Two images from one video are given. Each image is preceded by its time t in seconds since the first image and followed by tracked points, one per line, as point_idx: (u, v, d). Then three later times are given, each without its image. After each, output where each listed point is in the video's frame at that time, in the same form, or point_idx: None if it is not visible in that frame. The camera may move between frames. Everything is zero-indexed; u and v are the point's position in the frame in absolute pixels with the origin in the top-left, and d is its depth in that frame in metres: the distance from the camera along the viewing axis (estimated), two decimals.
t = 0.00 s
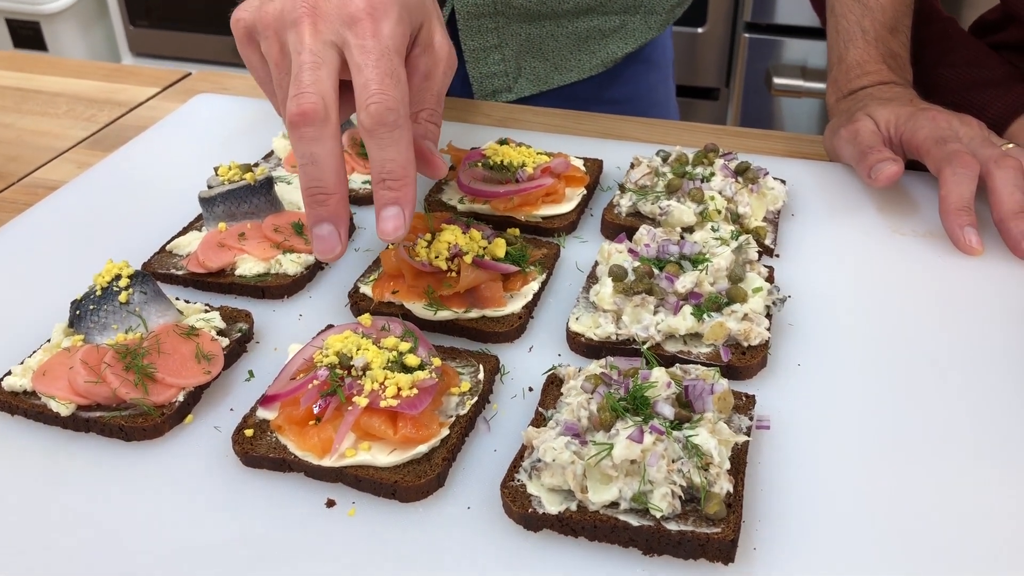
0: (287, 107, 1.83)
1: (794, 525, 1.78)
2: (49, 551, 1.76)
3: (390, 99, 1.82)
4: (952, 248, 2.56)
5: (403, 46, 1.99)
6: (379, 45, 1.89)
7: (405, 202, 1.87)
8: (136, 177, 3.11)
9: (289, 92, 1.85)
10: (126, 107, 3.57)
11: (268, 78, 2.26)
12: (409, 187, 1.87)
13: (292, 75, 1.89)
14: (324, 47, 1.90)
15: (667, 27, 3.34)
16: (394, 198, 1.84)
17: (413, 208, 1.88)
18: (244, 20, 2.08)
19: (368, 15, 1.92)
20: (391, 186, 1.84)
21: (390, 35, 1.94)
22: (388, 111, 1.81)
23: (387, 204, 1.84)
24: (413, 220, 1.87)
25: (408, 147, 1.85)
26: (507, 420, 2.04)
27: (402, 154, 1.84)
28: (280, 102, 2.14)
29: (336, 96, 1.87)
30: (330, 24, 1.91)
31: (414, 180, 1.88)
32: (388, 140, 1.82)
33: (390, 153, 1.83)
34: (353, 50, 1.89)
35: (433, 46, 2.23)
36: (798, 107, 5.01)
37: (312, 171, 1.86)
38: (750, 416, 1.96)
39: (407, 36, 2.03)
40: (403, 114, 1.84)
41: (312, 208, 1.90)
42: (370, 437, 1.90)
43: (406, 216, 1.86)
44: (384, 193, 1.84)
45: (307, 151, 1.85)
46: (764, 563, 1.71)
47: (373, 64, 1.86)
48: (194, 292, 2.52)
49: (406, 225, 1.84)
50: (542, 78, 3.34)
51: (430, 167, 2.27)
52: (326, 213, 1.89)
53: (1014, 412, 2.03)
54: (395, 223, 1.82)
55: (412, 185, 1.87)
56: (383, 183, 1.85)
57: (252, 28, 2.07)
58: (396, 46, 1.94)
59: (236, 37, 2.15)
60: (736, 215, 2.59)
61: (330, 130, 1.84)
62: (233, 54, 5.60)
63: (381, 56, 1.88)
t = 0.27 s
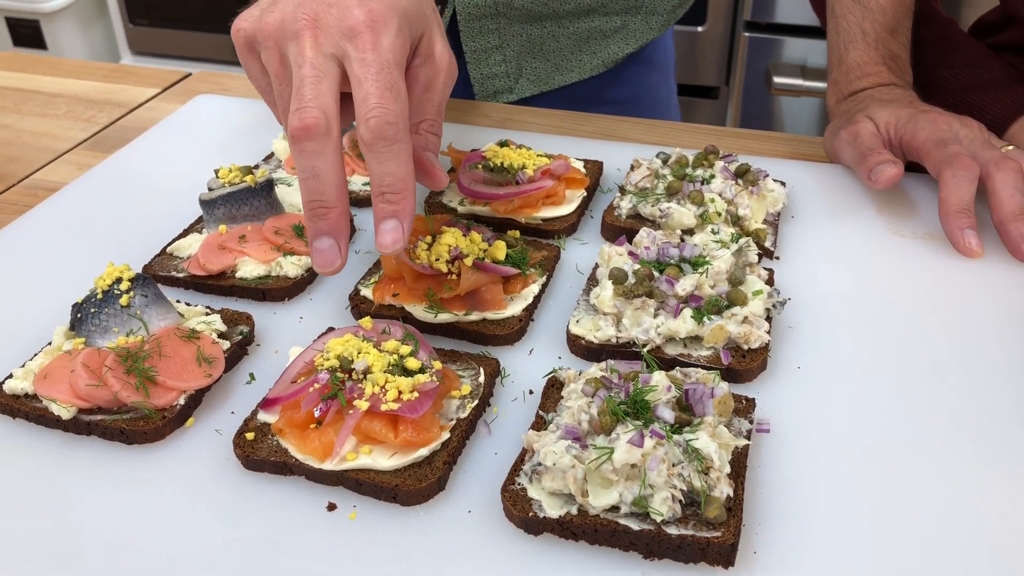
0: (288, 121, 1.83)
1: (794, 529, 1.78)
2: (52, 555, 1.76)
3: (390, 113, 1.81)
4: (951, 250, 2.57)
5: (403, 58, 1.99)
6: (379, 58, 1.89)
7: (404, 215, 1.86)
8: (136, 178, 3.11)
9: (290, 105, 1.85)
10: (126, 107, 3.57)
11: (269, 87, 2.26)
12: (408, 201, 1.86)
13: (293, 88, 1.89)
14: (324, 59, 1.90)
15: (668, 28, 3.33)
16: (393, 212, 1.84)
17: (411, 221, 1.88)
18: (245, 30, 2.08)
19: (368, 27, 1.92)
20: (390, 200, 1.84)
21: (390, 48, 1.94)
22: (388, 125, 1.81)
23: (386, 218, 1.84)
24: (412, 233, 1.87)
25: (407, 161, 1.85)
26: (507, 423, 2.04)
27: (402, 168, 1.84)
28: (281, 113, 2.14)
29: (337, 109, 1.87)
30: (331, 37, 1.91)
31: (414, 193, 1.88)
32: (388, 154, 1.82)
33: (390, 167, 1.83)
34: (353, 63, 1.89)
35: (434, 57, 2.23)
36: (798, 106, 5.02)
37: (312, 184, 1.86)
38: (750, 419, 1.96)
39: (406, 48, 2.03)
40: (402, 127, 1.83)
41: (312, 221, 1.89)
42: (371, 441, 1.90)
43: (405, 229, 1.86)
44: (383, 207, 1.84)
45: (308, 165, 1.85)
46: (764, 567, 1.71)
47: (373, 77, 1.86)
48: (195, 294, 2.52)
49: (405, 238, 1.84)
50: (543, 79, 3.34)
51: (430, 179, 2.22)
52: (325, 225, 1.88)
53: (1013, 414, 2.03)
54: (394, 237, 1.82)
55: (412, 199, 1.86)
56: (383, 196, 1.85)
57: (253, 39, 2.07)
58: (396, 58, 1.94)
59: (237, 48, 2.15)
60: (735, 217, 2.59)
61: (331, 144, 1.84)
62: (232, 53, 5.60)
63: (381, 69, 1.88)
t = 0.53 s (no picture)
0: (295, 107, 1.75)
1: (793, 526, 1.77)
2: (48, 553, 1.75)
3: (400, 93, 1.74)
4: (951, 248, 2.56)
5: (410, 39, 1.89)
6: (386, 38, 1.80)
7: (421, 194, 1.80)
8: (134, 175, 3.10)
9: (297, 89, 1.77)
10: (124, 105, 3.56)
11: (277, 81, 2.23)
12: (424, 180, 1.79)
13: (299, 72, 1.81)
14: (329, 43, 1.81)
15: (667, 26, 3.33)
16: (410, 192, 1.77)
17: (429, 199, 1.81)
18: (251, 23, 2.06)
19: (373, 7, 1.83)
20: (405, 180, 1.77)
21: (396, 28, 1.84)
22: (399, 105, 1.73)
23: (402, 198, 1.77)
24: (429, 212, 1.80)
25: (421, 140, 1.78)
26: (506, 420, 2.03)
27: (415, 147, 1.77)
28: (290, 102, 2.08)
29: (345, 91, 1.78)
30: (336, 20, 1.82)
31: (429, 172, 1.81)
32: (400, 134, 1.75)
33: (403, 147, 1.76)
34: (359, 44, 1.81)
35: (440, 43, 2.15)
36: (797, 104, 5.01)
37: (328, 170, 1.79)
38: (750, 417, 1.95)
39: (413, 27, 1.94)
40: (413, 107, 1.76)
41: (333, 204, 1.84)
42: (369, 438, 1.89)
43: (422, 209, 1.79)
44: (399, 187, 1.77)
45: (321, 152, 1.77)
46: (764, 565, 1.70)
47: (381, 58, 1.78)
48: (192, 291, 2.51)
49: (423, 218, 1.77)
50: (542, 77, 3.32)
51: (448, 162, 2.09)
52: (347, 209, 1.83)
53: (1013, 412, 2.03)
54: (413, 217, 1.75)
55: (427, 177, 1.79)
56: (398, 177, 1.78)
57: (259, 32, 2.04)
58: (404, 38, 1.84)
59: (245, 42, 2.13)
60: (735, 214, 2.58)
61: (342, 128, 1.76)
62: (231, 50, 5.58)
63: (389, 49, 1.79)
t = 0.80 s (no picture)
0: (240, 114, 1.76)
1: (789, 530, 1.77)
2: (41, 557, 1.74)
3: (343, 103, 1.72)
4: (948, 250, 2.56)
5: (365, 45, 1.86)
6: (337, 45, 1.77)
7: (360, 205, 1.78)
8: (130, 177, 3.09)
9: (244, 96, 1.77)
10: (120, 106, 3.55)
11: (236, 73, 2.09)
12: (364, 190, 1.77)
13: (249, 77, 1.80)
14: (280, 49, 1.79)
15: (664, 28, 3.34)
16: (349, 202, 1.76)
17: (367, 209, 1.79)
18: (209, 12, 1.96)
19: (326, 12, 1.80)
20: (345, 190, 1.76)
21: (349, 34, 1.81)
22: (341, 117, 1.72)
23: (338, 208, 1.76)
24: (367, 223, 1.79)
25: (361, 152, 1.76)
26: (502, 423, 2.03)
27: (355, 159, 1.75)
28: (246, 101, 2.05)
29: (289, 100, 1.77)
30: (288, 22, 1.80)
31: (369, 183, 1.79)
32: (341, 145, 1.74)
33: (343, 158, 1.74)
34: (310, 49, 1.77)
35: (403, 41, 2.02)
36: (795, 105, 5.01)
37: (281, 171, 1.86)
38: (746, 420, 1.95)
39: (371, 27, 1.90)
40: (356, 118, 1.74)
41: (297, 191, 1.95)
42: (364, 442, 1.89)
43: (359, 219, 1.77)
44: (337, 197, 1.75)
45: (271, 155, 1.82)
46: (760, 569, 1.70)
47: (328, 66, 1.75)
48: (188, 294, 2.51)
49: (358, 230, 1.75)
50: (538, 80, 3.33)
51: (406, 168, 1.96)
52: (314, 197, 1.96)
53: (1010, 415, 2.02)
54: (347, 228, 1.73)
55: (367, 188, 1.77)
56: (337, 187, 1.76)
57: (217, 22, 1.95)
58: (356, 45, 1.81)
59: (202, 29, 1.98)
60: (731, 217, 2.58)
61: (285, 140, 1.78)
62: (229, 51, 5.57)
63: (338, 57, 1.76)
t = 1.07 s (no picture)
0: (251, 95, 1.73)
1: (786, 536, 1.77)
2: (36, 564, 1.74)
3: (363, 89, 1.72)
4: (946, 254, 2.56)
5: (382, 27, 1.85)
6: (354, 29, 1.76)
7: (378, 191, 1.84)
8: (128, 181, 3.09)
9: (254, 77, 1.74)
10: (118, 109, 3.55)
11: (239, 55, 2.12)
12: (382, 176, 1.83)
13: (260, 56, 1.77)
14: (293, 30, 1.77)
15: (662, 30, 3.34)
16: (367, 189, 1.81)
17: (385, 196, 1.86)
18: None
19: None
20: (363, 177, 1.80)
21: (366, 17, 1.80)
22: (361, 101, 1.72)
23: (359, 194, 1.82)
24: (386, 209, 1.86)
25: (381, 138, 1.78)
26: (498, 429, 2.03)
27: (374, 145, 1.77)
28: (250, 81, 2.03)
29: (305, 83, 1.76)
30: (303, 4, 1.78)
31: (387, 168, 1.84)
32: (361, 130, 1.75)
33: (362, 145, 1.77)
34: (327, 33, 1.76)
35: (416, 25, 2.06)
36: (794, 107, 5.01)
37: (285, 159, 1.81)
38: (742, 426, 1.95)
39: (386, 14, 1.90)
40: (377, 103, 1.75)
41: (293, 191, 1.89)
42: (360, 448, 1.89)
43: (378, 206, 1.84)
44: (356, 184, 1.80)
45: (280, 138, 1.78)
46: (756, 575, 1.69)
47: (346, 51, 1.74)
48: (185, 299, 2.51)
49: (378, 217, 1.82)
50: (536, 83, 3.33)
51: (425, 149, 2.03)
52: (309, 193, 1.88)
53: (1008, 420, 2.02)
54: (368, 215, 1.80)
55: (386, 175, 1.83)
56: (355, 172, 1.81)
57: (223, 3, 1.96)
58: (374, 28, 1.80)
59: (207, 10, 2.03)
60: (729, 221, 2.58)
61: (297, 123, 1.75)
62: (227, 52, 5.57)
63: (355, 41, 1.75)
